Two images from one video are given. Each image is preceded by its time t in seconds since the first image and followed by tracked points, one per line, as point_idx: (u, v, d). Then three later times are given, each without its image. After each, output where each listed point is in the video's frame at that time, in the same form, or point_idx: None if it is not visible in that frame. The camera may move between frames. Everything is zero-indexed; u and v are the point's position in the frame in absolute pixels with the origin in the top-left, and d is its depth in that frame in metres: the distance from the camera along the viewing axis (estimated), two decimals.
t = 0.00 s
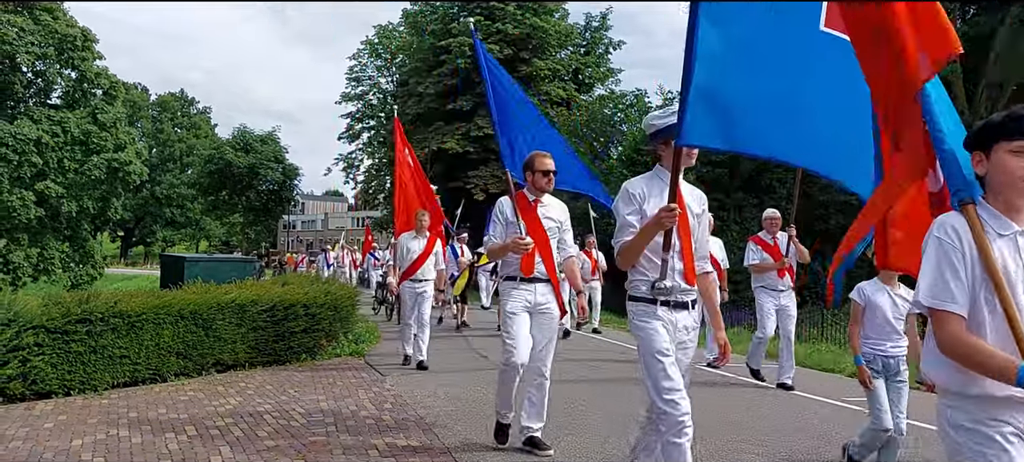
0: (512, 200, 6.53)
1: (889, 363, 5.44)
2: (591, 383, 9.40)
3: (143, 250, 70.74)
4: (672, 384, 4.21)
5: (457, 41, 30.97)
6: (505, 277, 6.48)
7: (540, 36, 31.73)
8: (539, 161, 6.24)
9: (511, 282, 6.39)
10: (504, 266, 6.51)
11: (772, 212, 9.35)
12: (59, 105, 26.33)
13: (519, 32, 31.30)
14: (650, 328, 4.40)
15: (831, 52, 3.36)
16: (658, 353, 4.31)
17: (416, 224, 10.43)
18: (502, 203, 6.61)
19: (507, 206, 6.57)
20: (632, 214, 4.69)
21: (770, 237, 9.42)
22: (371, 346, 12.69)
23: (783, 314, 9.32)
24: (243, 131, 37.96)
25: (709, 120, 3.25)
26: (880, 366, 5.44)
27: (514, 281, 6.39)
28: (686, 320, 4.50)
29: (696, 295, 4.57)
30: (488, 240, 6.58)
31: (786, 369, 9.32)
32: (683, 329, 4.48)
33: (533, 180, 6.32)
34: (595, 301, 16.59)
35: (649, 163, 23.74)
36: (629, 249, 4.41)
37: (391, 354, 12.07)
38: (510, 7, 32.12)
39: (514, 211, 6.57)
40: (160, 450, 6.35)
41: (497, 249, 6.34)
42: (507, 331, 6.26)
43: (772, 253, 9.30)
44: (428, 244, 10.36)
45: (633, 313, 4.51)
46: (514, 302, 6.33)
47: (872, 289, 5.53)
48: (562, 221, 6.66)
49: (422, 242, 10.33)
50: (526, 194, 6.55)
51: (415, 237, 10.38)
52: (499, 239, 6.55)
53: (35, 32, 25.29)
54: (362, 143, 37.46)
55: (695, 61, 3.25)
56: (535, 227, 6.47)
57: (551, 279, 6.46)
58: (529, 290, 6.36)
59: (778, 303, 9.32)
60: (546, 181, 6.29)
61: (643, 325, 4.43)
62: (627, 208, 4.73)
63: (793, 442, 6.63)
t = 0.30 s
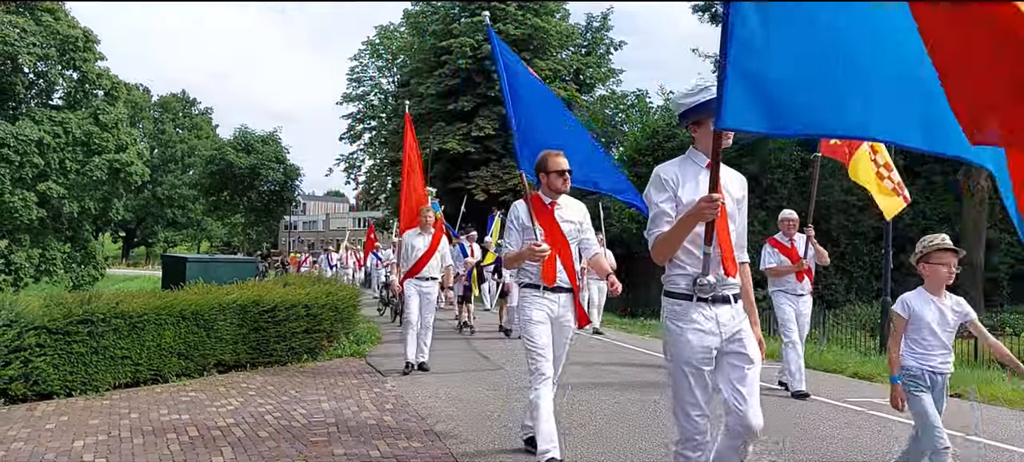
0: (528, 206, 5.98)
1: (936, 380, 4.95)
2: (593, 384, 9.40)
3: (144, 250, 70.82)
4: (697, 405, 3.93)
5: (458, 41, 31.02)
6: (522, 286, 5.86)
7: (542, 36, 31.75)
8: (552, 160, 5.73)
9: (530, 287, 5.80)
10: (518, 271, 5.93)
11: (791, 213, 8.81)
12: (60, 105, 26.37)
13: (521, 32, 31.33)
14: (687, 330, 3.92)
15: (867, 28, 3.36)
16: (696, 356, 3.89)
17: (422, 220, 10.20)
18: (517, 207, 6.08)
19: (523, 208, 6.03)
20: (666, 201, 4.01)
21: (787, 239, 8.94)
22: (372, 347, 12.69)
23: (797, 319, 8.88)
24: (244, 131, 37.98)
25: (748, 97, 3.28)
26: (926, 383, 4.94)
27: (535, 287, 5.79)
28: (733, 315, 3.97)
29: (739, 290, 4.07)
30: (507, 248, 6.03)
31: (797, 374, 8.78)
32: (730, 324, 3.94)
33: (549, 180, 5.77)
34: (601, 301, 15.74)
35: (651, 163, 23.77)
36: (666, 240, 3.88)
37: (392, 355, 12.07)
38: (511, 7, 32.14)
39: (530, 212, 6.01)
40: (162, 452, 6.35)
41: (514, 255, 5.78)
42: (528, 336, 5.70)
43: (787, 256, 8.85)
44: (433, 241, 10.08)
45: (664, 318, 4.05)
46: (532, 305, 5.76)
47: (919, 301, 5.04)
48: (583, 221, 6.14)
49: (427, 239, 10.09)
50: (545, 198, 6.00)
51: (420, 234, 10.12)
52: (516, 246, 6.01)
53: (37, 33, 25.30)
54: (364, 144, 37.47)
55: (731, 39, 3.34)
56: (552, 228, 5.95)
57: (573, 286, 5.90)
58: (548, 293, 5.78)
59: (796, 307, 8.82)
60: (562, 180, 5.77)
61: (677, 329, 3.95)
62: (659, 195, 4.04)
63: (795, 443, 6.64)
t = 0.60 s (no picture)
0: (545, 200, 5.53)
1: (991, 378, 4.67)
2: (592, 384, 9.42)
3: (147, 251, 70.94)
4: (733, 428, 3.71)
5: (460, 42, 31.09)
6: (541, 282, 5.54)
7: (543, 37, 31.83)
8: (573, 147, 5.39)
9: (551, 283, 5.46)
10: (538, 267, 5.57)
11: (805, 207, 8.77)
12: (63, 106, 26.45)
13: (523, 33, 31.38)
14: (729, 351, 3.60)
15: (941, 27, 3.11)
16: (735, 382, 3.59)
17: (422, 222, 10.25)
18: (532, 199, 5.60)
19: (539, 200, 5.57)
20: (717, 205, 3.62)
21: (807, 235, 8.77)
22: (374, 346, 12.73)
23: (824, 317, 8.51)
24: (247, 132, 38.03)
25: (823, 95, 3.06)
26: (979, 382, 4.69)
27: (554, 283, 5.46)
28: (786, 337, 3.56)
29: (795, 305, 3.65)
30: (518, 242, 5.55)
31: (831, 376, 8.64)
32: (779, 347, 3.54)
33: (572, 172, 5.43)
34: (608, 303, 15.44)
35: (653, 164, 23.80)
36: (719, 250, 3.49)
37: (394, 355, 12.11)
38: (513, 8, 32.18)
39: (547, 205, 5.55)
40: (164, 451, 6.38)
41: (531, 251, 5.31)
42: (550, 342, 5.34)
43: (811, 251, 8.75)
44: (434, 243, 10.04)
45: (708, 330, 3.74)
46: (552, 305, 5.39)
47: (980, 293, 4.72)
48: (602, 217, 5.73)
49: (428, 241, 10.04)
50: (563, 190, 5.56)
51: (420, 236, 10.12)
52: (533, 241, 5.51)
53: (40, 34, 25.32)
54: (366, 144, 37.53)
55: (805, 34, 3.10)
56: (572, 220, 5.54)
57: (595, 281, 5.56)
58: (570, 293, 5.42)
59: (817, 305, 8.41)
60: (584, 171, 5.44)
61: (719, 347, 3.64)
62: (711, 199, 3.65)
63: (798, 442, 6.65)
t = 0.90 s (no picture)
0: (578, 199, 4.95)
1: None
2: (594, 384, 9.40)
3: (148, 251, 71.02)
4: (843, 435, 3.05)
5: (462, 42, 31.07)
6: (562, 288, 5.00)
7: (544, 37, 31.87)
8: (613, 144, 4.86)
9: (571, 292, 4.94)
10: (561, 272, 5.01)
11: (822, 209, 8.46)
12: (65, 106, 26.46)
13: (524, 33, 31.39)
14: (813, 345, 3.14)
15: None
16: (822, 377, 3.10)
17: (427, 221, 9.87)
18: (561, 195, 5.03)
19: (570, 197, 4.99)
20: (783, 189, 3.18)
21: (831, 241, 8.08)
22: (376, 347, 12.72)
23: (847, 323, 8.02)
24: (248, 132, 38.06)
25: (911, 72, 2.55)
26: None
27: (574, 292, 4.92)
28: (867, 337, 3.20)
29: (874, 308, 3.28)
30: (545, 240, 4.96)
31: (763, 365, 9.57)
32: (863, 347, 3.16)
33: (610, 170, 4.88)
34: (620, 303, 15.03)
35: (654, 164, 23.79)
36: (788, 241, 3.08)
37: (396, 355, 12.11)
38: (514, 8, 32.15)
39: (577, 204, 4.98)
40: (165, 451, 6.37)
41: (556, 252, 4.77)
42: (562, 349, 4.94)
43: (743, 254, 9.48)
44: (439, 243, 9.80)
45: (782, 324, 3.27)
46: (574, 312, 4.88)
47: None
48: (630, 219, 5.21)
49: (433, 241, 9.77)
50: (596, 188, 5.00)
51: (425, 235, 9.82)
52: (560, 239, 4.90)
53: (41, 34, 25.31)
54: (367, 144, 37.55)
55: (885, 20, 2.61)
56: (604, 220, 4.99)
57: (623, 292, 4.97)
58: (595, 303, 4.87)
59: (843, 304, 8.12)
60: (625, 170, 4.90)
61: (800, 341, 3.18)
62: (776, 182, 3.20)
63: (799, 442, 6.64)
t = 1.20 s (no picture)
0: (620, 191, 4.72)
1: None
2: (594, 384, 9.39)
3: (149, 251, 71.04)
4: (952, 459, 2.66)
5: (462, 41, 31.08)
6: (602, 287, 4.75)
7: (544, 37, 31.91)
8: (660, 131, 4.67)
9: (615, 289, 4.68)
10: (601, 269, 4.78)
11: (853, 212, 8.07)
12: (65, 106, 26.46)
13: (524, 33, 31.41)
14: (908, 374, 2.75)
15: None
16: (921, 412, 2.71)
17: (435, 217, 9.62)
18: (600, 186, 4.81)
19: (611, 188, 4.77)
20: (856, 193, 2.84)
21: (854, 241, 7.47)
22: (376, 346, 12.72)
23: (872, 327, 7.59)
24: (248, 132, 38.06)
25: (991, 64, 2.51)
26: None
27: (619, 289, 4.67)
28: (961, 364, 2.85)
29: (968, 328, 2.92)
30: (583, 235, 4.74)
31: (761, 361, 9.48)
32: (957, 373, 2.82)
33: (657, 158, 4.69)
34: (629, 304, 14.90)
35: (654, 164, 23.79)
36: (863, 257, 2.79)
37: (396, 355, 12.11)
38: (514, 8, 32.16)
39: (619, 196, 4.75)
40: (165, 451, 6.37)
41: (598, 247, 4.55)
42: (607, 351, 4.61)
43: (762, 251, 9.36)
44: (447, 240, 9.53)
45: (864, 350, 2.90)
46: (618, 312, 4.63)
47: None
48: (675, 213, 4.95)
49: (440, 237, 9.50)
50: (637, 178, 4.78)
51: (433, 230, 9.55)
52: (598, 235, 4.69)
53: (42, 34, 25.30)
54: (367, 144, 37.56)
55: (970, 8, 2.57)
56: (647, 211, 4.74)
57: (668, 289, 4.77)
58: (640, 301, 4.64)
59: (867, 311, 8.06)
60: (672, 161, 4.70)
61: (891, 369, 2.79)
62: (849, 186, 2.87)
63: (801, 442, 6.63)
